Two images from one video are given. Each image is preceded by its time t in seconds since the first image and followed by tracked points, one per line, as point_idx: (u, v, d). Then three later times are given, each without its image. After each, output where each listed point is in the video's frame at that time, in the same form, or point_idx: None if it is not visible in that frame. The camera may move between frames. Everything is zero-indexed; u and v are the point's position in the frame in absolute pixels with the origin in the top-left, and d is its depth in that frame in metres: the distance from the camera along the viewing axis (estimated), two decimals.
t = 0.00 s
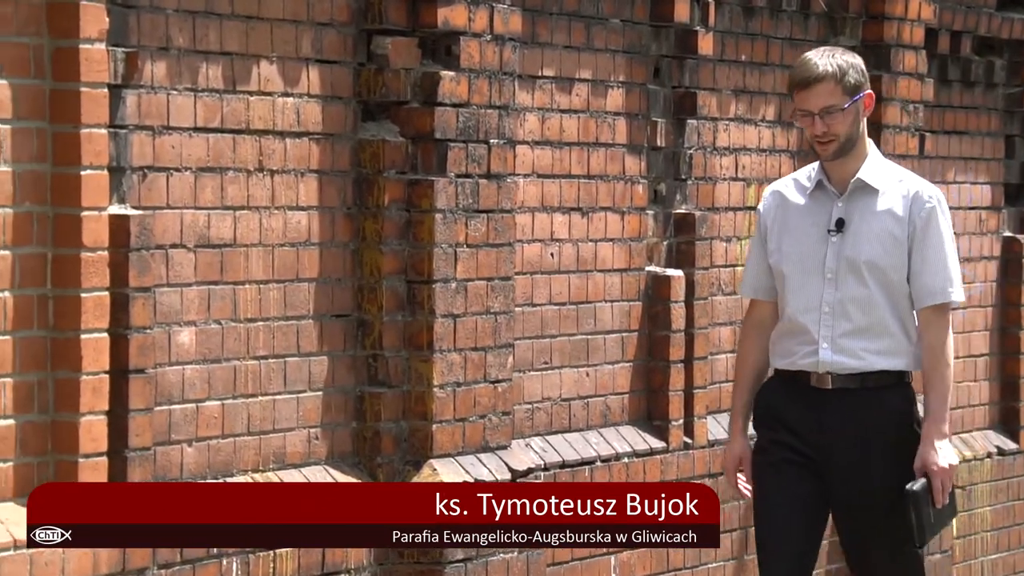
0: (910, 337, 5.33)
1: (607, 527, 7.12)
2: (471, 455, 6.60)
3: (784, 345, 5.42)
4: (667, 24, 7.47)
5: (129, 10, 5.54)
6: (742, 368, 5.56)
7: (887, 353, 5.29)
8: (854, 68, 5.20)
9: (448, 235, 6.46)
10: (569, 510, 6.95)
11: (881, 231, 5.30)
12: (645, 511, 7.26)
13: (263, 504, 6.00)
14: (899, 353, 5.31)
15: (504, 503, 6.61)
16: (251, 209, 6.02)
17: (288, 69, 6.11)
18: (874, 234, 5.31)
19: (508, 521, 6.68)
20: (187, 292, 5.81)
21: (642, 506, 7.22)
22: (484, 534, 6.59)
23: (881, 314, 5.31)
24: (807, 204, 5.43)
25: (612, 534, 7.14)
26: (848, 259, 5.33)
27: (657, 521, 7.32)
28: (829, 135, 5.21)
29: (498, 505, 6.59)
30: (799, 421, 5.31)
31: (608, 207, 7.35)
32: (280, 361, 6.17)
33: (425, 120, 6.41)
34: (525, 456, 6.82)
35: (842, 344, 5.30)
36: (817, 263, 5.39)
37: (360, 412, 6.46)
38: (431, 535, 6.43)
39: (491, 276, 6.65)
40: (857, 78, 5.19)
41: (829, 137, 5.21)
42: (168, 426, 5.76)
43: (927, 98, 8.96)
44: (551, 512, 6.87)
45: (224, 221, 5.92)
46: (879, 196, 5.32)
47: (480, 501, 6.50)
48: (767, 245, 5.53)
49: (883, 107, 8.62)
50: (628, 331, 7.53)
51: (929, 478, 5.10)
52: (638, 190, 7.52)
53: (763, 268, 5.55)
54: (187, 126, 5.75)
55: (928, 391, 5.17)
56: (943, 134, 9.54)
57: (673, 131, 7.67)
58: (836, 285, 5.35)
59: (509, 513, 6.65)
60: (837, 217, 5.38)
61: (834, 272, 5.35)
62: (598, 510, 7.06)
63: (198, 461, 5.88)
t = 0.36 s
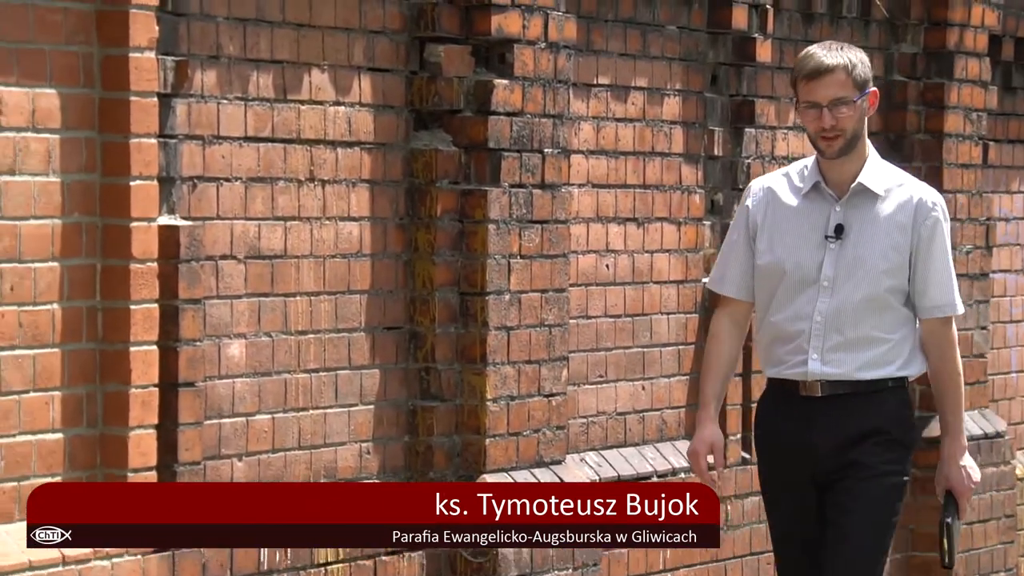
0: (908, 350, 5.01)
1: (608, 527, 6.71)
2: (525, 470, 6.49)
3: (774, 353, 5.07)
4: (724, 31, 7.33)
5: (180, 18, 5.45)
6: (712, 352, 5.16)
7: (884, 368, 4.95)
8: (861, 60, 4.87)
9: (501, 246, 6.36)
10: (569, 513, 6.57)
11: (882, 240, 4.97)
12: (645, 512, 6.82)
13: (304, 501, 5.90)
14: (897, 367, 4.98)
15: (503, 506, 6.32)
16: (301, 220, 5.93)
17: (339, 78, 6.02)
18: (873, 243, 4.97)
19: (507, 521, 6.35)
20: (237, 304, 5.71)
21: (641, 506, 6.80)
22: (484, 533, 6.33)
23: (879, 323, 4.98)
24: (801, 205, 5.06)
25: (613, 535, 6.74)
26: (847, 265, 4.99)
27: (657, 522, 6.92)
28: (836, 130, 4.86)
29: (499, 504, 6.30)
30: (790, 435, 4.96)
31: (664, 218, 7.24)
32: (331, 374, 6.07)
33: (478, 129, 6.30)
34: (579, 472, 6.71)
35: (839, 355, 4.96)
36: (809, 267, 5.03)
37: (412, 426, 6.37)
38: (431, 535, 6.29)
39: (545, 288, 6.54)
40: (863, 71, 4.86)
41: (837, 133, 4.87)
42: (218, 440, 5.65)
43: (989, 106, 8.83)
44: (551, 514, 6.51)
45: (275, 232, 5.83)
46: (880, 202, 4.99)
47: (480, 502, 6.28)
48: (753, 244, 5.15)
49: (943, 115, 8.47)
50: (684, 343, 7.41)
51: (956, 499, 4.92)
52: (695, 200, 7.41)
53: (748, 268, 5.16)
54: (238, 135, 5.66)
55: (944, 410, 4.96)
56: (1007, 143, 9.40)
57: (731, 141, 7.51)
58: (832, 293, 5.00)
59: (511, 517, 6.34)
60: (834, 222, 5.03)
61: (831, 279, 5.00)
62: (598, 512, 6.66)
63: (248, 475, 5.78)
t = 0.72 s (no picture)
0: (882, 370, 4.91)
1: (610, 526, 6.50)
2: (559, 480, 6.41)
3: (748, 360, 5.00)
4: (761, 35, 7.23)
5: (210, 24, 5.38)
6: (705, 374, 5.15)
7: (848, 383, 4.86)
8: (869, 74, 4.84)
9: (535, 254, 6.28)
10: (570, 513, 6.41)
11: (859, 257, 4.87)
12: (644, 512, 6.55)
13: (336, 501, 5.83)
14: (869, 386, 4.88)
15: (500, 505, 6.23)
16: (333, 227, 5.87)
17: (371, 84, 5.96)
18: (850, 259, 4.88)
19: (505, 521, 6.23)
20: (268, 312, 5.64)
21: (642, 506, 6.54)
22: (483, 533, 6.23)
23: (852, 340, 4.88)
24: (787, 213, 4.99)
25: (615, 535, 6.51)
26: (820, 278, 4.89)
27: (659, 521, 6.60)
28: (818, 132, 4.82)
29: (498, 504, 6.21)
30: (761, 457, 4.91)
31: (700, 226, 7.17)
32: (363, 383, 6.00)
33: (512, 136, 6.24)
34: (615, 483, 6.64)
35: (807, 368, 4.88)
36: (784, 277, 4.95)
37: (444, 436, 6.29)
38: (431, 536, 6.13)
39: (579, 296, 6.46)
40: (864, 83, 4.82)
41: (818, 135, 4.82)
42: (248, 450, 5.59)
43: None
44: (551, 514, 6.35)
45: (307, 239, 5.76)
46: (868, 219, 4.89)
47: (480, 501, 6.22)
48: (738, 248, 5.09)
49: (985, 121, 8.38)
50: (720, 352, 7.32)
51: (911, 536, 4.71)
52: (732, 208, 7.33)
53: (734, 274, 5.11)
54: (269, 142, 5.60)
55: (910, 438, 4.78)
56: None
57: (768, 147, 7.42)
58: (803, 304, 4.91)
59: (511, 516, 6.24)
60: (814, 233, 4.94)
61: (803, 290, 4.91)
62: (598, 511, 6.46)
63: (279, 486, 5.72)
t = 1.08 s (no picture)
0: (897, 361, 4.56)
1: (611, 526, 6.21)
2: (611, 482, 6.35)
3: (755, 353, 4.68)
4: (814, 32, 7.17)
5: (258, 22, 5.34)
6: (698, 360, 4.78)
7: (862, 376, 4.52)
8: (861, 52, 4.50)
9: (585, 254, 6.22)
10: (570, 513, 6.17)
11: (866, 241, 4.53)
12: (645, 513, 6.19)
13: (389, 499, 5.75)
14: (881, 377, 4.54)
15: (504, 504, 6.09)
16: (382, 227, 5.81)
17: (420, 82, 5.90)
18: (855, 244, 4.54)
19: (504, 521, 6.08)
20: (316, 313, 5.59)
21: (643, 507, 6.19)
22: (483, 533, 6.00)
23: (861, 329, 4.54)
24: (791, 200, 4.68)
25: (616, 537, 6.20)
26: (827, 266, 4.57)
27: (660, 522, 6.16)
28: (815, 118, 4.49)
29: (497, 504, 6.07)
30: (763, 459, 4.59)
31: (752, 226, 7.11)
32: (411, 385, 5.94)
33: (562, 135, 6.18)
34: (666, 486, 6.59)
35: (815, 361, 4.54)
36: (791, 265, 4.63)
37: (493, 438, 6.23)
38: (431, 536, 5.89)
39: (630, 297, 6.40)
40: (857, 61, 4.48)
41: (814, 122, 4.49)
42: (297, 451, 5.54)
43: None
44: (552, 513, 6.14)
45: (355, 240, 5.71)
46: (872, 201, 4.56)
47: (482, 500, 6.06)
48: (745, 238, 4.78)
49: None
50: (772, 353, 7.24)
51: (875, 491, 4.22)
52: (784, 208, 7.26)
53: (740, 263, 4.79)
54: (317, 141, 5.55)
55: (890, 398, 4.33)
56: None
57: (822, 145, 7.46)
58: (811, 294, 4.58)
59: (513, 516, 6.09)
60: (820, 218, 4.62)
61: (810, 280, 4.59)
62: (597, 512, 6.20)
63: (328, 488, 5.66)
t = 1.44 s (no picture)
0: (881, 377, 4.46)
1: (611, 526, 6.22)
2: (668, 491, 6.33)
3: (735, 371, 4.56)
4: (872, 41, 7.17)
5: (314, 30, 5.33)
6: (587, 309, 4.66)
7: (851, 392, 4.41)
8: (835, 64, 4.40)
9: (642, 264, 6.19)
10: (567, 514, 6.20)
11: (854, 254, 4.43)
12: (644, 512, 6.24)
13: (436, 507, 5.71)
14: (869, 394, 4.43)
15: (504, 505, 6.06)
16: (438, 236, 5.79)
17: (476, 91, 5.88)
18: (842, 257, 4.44)
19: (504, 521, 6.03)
20: (373, 322, 5.58)
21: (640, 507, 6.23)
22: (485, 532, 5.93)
23: (848, 345, 4.43)
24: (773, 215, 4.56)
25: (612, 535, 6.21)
26: (814, 279, 4.45)
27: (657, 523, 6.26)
28: (787, 129, 4.42)
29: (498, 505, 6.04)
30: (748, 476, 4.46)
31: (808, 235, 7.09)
32: (468, 395, 5.92)
33: (618, 144, 6.15)
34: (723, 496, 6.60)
35: (803, 378, 4.42)
36: (775, 279, 4.51)
37: (548, 448, 6.22)
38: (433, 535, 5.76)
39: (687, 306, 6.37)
40: (829, 72, 4.39)
41: (786, 133, 4.42)
42: (353, 461, 5.53)
43: None
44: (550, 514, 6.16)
45: (411, 249, 5.69)
46: (857, 214, 4.46)
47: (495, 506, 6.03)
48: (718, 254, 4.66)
49: None
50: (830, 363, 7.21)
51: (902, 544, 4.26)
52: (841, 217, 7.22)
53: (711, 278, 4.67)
54: (373, 150, 5.53)
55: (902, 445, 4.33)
56: None
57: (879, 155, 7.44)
58: (798, 309, 4.46)
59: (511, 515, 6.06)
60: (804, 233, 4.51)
61: (796, 294, 4.47)
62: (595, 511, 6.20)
63: (385, 498, 5.66)
